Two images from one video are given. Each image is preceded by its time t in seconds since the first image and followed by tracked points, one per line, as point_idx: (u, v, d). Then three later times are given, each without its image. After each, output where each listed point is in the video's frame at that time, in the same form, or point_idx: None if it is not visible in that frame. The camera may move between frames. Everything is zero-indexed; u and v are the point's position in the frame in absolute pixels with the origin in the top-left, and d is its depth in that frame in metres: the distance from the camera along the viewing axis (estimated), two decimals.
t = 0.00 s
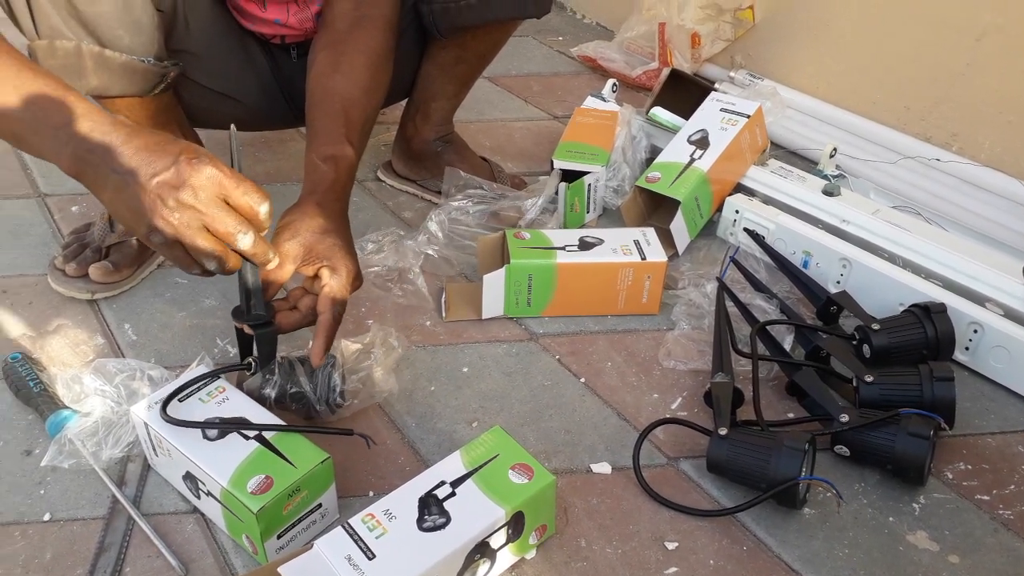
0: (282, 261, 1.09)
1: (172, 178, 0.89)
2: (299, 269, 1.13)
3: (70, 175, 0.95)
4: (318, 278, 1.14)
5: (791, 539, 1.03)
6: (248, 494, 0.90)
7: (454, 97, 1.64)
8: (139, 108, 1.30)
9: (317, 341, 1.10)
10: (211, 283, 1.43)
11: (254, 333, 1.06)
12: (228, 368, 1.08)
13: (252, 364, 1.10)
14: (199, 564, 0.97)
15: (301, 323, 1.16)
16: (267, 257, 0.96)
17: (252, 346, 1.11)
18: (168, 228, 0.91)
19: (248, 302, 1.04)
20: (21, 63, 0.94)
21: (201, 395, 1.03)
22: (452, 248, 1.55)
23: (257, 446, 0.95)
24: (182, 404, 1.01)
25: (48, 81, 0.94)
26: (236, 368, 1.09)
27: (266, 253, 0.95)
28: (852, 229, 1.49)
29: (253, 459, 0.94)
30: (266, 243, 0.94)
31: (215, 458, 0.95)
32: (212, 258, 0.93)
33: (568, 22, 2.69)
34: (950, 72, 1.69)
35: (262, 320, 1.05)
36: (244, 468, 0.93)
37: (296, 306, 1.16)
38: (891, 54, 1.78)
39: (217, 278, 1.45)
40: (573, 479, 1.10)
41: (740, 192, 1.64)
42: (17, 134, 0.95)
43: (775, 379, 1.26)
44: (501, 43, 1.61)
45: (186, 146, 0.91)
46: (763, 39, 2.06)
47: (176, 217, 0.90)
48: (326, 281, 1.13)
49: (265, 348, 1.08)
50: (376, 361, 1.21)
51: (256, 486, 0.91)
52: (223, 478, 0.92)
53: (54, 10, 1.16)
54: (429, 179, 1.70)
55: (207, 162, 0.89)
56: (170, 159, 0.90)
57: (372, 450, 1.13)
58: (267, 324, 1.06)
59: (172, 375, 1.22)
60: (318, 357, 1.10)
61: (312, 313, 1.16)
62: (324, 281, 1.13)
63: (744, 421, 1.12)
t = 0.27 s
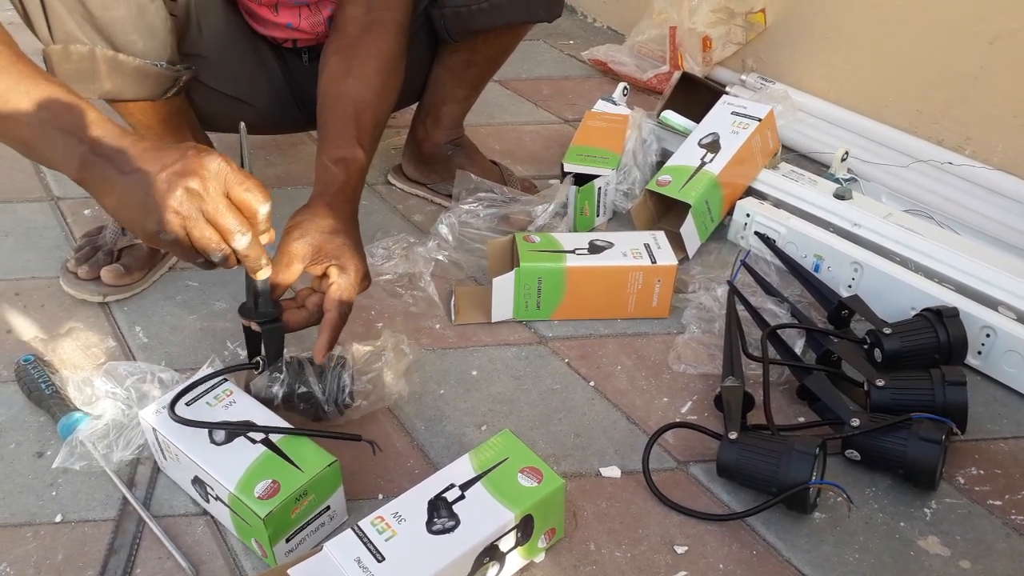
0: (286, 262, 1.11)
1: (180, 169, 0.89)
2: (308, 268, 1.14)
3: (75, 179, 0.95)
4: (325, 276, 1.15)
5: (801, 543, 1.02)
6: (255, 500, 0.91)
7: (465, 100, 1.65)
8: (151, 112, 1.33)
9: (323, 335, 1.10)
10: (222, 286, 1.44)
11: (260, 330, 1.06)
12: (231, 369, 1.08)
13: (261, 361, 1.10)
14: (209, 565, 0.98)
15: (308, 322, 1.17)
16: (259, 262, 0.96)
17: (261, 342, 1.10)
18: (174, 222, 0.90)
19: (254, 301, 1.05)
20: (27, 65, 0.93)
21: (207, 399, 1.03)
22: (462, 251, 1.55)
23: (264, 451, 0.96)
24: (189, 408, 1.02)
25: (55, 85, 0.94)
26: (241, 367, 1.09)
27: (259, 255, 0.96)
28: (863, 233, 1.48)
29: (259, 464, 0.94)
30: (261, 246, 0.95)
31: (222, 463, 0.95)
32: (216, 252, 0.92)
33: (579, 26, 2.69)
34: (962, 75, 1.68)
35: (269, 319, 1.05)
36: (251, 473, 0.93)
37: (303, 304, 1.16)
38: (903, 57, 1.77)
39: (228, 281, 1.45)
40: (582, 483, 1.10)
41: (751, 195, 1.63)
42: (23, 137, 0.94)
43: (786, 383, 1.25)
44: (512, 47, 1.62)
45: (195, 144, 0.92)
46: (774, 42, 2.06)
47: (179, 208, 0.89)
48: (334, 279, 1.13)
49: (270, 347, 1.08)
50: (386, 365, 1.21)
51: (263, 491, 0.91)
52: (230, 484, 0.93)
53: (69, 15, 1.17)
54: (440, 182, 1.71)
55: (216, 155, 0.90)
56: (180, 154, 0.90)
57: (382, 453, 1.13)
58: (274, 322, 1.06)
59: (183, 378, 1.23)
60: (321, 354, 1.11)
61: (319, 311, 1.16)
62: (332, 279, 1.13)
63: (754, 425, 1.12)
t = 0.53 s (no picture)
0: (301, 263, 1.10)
1: (190, 186, 0.91)
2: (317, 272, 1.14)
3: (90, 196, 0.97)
4: (334, 280, 1.16)
5: (806, 547, 1.02)
6: (263, 504, 0.91)
7: (471, 106, 1.66)
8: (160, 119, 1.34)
9: (330, 340, 1.12)
10: (230, 291, 1.45)
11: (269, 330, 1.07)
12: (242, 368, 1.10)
13: (267, 364, 1.12)
14: (217, 568, 0.99)
15: (316, 323, 1.18)
16: (292, 262, 0.95)
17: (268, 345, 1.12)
18: (192, 235, 0.92)
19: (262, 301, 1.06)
20: (41, 83, 0.94)
21: (211, 404, 1.04)
22: (467, 256, 1.56)
23: (269, 455, 0.97)
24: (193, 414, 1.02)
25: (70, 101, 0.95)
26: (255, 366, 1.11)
27: (288, 256, 0.94)
28: (868, 237, 1.48)
29: (265, 468, 0.95)
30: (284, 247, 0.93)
31: (228, 469, 0.96)
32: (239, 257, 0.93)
33: (584, 31, 2.70)
34: (967, 80, 1.68)
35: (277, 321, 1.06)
36: (257, 478, 0.94)
37: (312, 307, 1.18)
38: (908, 61, 1.78)
39: (236, 286, 1.47)
40: (587, 486, 1.10)
41: (755, 200, 1.64)
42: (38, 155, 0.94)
43: (791, 388, 1.25)
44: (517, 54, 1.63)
45: (200, 158, 0.93)
46: (779, 47, 2.06)
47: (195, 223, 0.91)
48: (343, 283, 1.14)
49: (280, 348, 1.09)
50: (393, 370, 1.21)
51: (269, 495, 0.92)
52: (237, 489, 0.94)
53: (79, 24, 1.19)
54: (446, 187, 1.72)
55: (221, 166, 0.91)
56: (189, 170, 0.92)
57: (388, 456, 1.14)
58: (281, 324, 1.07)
59: (190, 382, 1.24)
60: (327, 357, 1.12)
61: (326, 313, 1.18)
62: (341, 283, 1.14)
63: (759, 429, 1.12)
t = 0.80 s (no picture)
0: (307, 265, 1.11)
1: (189, 182, 0.91)
2: (329, 269, 1.14)
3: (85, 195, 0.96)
4: (345, 276, 1.15)
5: (807, 548, 1.02)
6: (268, 500, 0.91)
7: (473, 107, 1.66)
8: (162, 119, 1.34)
9: (348, 338, 1.11)
10: (231, 290, 1.45)
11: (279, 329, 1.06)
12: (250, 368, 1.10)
13: (276, 363, 1.11)
14: (219, 567, 0.99)
15: (327, 321, 1.17)
16: (278, 268, 0.97)
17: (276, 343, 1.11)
18: (187, 233, 0.91)
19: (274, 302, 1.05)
20: (40, 81, 0.94)
21: (214, 404, 1.04)
22: (469, 256, 1.56)
23: (273, 453, 0.97)
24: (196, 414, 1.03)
25: (70, 100, 0.95)
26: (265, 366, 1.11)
27: (277, 262, 0.96)
28: (869, 237, 1.48)
29: (269, 465, 0.95)
30: (277, 253, 0.96)
31: (233, 467, 0.96)
32: (234, 258, 0.93)
33: (586, 32, 2.70)
34: (969, 81, 1.68)
35: (288, 322, 1.05)
36: (261, 475, 0.94)
37: (323, 304, 1.17)
38: (910, 62, 1.78)
39: (237, 286, 1.47)
40: (588, 487, 1.10)
41: (757, 201, 1.64)
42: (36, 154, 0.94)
43: (792, 388, 1.25)
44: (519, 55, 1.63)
45: (201, 156, 0.93)
46: (781, 48, 2.06)
47: (191, 218, 0.90)
48: (356, 280, 1.14)
49: (291, 346, 1.08)
50: (397, 372, 1.22)
51: (274, 492, 0.92)
52: (241, 486, 0.94)
53: (81, 24, 1.19)
54: (447, 188, 1.72)
55: (225, 166, 0.92)
56: (190, 167, 0.92)
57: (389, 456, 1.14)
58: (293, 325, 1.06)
59: (192, 382, 1.24)
60: (349, 356, 1.11)
61: (339, 311, 1.17)
62: (353, 280, 1.14)
63: (760, 430, 1.12)
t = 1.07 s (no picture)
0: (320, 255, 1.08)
1: (212, 182, 0.94)
2: (335, 263, 1.14)
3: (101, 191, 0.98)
4: (352, 271, 1.16)
5: (818, 549, 1.02)
6: (279, 499, 0.92)
7: (483, 107, 1.66)
8: (174, 121, 1.35)
9: (356, 330, 1.12)
10: (243, 290, 1.46)
11: (287, 322, 1.06)
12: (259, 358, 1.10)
13: (282, 356, 1.11)
14: (230, 565, 0.99)
15: (336, 316, 1.18)
16: (305, 260, 1.01)
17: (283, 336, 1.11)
18: (209, 231, 0.95)
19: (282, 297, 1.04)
20: (53, 80, 0.95)
21: (226, 403, 1.04)
22: (479, 257, 1.57)
23: (285, 452, 0.97)
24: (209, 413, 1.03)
25: (83, 98, 0.96)
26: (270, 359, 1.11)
27: (305, 254, 1.00)
28: (881, 238, 1.48)
29: (281, 464, 0.96)
30: (303, 245, 0.99)
31: (245, 465, 0.97)
32: (256, 255, 0.97)
33: (596, 32, 2.70)
34: (981, 81, 1.67)
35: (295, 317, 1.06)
36: (273, 474, 0.95)
37: (330, 299, 1.18)
38: (920, 61, 1.77)
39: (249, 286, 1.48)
40: (599, 487, 1.10)
41: (767, 201, 1.63)
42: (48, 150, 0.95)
43: (803, 389, 1.25)
44: (530, 54, 1.62)
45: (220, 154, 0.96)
46: (792, 48, 2.06)
47: (215, 217, 0.94)
48: (362, 275, 1.14)
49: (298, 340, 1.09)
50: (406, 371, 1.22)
51: (286, 490, 0.93)
52: (253, 484, 0.94)
53: (94, 26, 1.20)
54: (457, 188, 1.72)
55: (244, 165, 0.95)
56: (209, 167, 0.95)
57: (400, 455, 1.15)
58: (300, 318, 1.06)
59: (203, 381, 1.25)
60: (358, 346, 1.13)
61: (346, 306, 1.18)
62: (360, 275, 1.14)
63: (771, 431, 1.12)
